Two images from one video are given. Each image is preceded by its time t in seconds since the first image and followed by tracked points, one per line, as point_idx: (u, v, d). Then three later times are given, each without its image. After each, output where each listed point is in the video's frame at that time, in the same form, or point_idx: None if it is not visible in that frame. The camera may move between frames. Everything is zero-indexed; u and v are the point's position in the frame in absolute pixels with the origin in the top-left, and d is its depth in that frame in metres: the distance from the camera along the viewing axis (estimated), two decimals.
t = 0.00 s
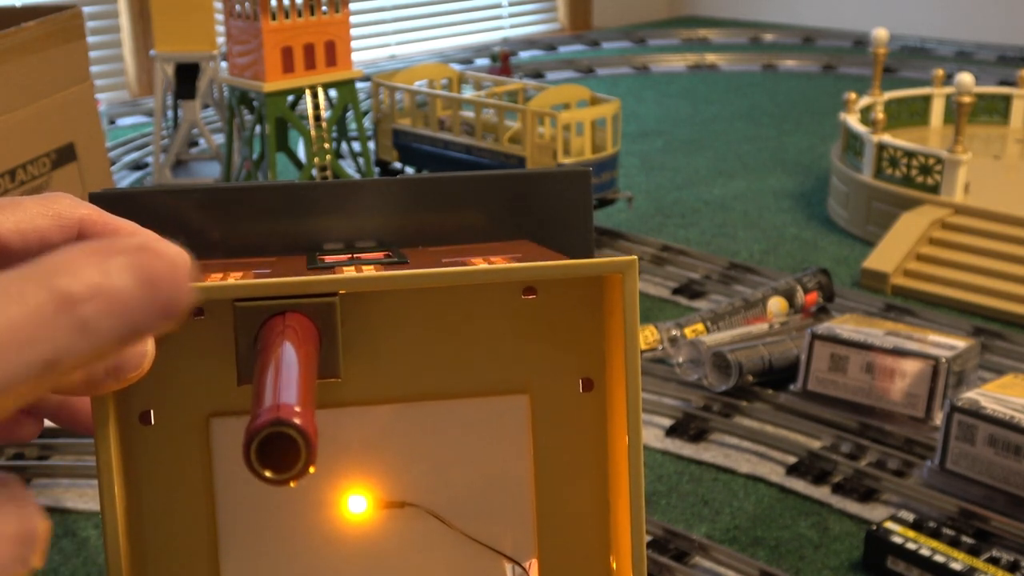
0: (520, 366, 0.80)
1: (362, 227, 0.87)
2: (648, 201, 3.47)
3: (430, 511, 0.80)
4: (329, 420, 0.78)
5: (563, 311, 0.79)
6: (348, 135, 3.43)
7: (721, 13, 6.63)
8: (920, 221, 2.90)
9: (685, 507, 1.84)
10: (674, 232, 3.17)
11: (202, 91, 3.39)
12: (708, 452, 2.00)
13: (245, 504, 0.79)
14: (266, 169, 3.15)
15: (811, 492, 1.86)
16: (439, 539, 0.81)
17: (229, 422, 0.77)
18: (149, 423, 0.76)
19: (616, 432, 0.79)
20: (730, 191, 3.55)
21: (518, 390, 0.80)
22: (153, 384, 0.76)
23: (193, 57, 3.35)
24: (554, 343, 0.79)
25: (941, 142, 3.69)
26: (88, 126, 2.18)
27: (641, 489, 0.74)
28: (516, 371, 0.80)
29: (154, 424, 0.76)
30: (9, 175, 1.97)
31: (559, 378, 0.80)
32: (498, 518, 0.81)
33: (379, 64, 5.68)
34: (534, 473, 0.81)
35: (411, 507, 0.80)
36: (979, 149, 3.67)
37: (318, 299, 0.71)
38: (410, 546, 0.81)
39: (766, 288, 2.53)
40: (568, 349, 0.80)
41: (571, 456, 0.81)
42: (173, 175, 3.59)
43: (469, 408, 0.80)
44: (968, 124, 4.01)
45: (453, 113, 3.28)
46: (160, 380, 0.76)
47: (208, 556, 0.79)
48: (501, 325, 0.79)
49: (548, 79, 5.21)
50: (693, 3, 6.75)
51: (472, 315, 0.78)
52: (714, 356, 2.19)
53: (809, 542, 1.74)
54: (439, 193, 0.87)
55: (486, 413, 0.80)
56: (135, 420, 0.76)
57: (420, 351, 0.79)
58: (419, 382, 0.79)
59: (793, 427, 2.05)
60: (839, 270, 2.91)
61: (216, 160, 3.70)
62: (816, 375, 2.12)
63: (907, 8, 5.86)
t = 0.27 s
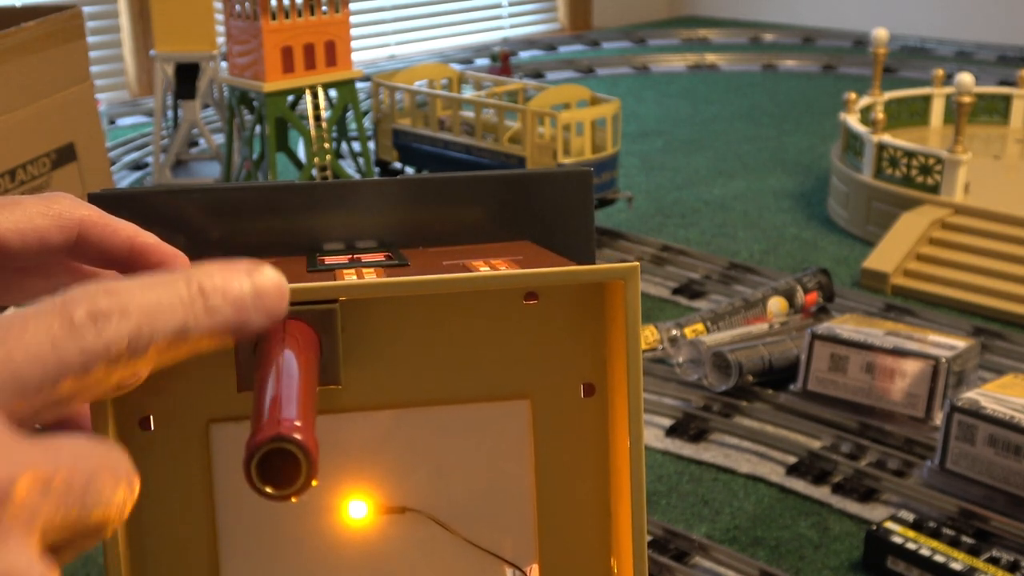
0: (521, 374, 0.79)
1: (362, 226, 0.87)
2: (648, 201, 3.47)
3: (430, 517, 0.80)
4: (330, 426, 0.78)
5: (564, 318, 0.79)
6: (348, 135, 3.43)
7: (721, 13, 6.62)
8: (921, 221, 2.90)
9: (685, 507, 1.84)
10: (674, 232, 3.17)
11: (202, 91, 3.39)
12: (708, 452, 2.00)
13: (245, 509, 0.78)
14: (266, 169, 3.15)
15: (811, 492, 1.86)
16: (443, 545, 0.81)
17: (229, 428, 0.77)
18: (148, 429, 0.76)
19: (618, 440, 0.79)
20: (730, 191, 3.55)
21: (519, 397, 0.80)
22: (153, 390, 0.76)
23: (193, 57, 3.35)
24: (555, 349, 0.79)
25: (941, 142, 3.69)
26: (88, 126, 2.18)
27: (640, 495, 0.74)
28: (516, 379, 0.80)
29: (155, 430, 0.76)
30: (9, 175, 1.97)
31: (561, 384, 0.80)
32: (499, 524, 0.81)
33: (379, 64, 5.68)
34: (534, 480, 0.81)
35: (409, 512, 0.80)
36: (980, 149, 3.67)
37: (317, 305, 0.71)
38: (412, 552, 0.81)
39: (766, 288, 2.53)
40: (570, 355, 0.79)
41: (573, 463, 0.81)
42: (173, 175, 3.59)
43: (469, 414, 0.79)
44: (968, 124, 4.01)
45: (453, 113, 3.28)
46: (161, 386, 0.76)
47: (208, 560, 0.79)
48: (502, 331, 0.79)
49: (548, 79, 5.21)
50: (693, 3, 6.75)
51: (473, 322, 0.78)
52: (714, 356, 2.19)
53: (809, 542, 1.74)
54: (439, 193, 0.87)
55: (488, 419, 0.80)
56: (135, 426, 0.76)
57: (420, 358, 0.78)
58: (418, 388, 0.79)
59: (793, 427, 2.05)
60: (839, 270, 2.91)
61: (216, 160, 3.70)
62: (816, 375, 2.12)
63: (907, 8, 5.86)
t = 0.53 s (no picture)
0: (519, 368, 0.80)
1: (361, 226, 0.87)
2: (648, 201, 3.46)
3: (430, 512, 0.80)
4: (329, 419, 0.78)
5: (564, 310, 0.79)
6: (348, 135, 3.43)
7: (722, 14, 6.62)
8: (921, 221, 2.90)
9: (686, 506, 1.84)
10: (674, 232, 3.17)
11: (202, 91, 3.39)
12: (708, 452, 2.00)
13: (246, 502, 0.78)
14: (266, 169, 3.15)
15: (811, 492, 1.86)
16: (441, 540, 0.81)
17: (230, 423, 0.77)
18: (149, 423, 0.76)
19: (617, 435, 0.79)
20: (731, 191, 3.55)
21: (518, 391, 0.80)
22: (152, 385, 0.76)
23: (193, 57, 3.34)
24: (555, 344, 0.80)
25: (941, 142, 3.69)
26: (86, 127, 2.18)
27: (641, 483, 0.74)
28: (515, 374, 0.80)
29: (156, 424, 0.76)
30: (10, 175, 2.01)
31: (560, 379, 0.80)
32: (498, 518, 0.81)
33: (379, 64, 5.68)
34: (534, 473, 0.81)
35: (408, 506, 0.80)
36: (979, 149, 3.67)
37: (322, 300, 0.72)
38: (413, 548, 0.81)
39: (766, 288, 2.52)
40: (569, 350, 0.80)
41: (571, 459, 0.81)
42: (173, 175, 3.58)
43: (467, 408, 0.80)
44: (968, 124, 4.01)
45: (453, 113, 3.28)
46: (159, 381, 0.76)
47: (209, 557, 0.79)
48: (502, 325, 0.79)
49: (548, 79, 5.21)
50: (693, 3, 6.75)
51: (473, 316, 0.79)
52: (714, 356, 2.19)
53: (809, 542, 1.73)
54: (440, 191, 0.86)
55: (488, 413, 0.80)
56: (134, 420, 0.76)
57: (421, 351, 0.79)
58: (418, 381, 0.79)
59: (794, 427, 2.05)
60: (839, 270, 2.91)
61: (216, 160, 3.69)
62: (816, 375, 2.12)
63: (907, 7, 5.86)
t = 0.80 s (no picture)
0: (508, 313, 0.85)
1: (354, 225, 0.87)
2: (648, 201, 3.46)
3: (424, 451, 0.86)
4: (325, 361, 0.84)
5: (548, 257, 0.84)
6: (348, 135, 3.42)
7: (722, 14, 6.61)
8: (921, 221, 2.90)
9: (685, 507, 1.84)
10: (674, 232, 3.17)
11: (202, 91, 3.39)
12: (708, 452, 2.00)
13: (247, 439, 0.84)
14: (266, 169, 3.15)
15: (811, 492, 1.86)
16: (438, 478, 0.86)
17: (230, 363, 0.83)
18: (155, 362, 0.82)
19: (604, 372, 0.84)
20: (730, 191, 3.55)
21: (507, 336, 0.85)
22: (159, 325, 0.82)
23: (193, 57, 3.34)
24: (541, 289, 0.85)
25: (941, 142, 3.69)
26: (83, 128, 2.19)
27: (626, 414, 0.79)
28: (504, 318, 0.85)
29: (161, 363, 0.82)
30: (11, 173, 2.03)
31: (546, 322, 0.85)
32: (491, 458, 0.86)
33: (379, 64, 5.68)
34: (523, 413, 0.86)
35: (403, 447, 0.86)
36: (980, 149, 3.67)
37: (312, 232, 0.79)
38: (409, 490, 0.86)
39: (766, 288, 2.53)
40: (554, 296, 0.85)
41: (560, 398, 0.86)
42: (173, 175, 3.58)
43: (461, 353, 0.85)
44: (968, 124, 4.01)
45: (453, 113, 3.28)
46: (166, 321, 0.82)
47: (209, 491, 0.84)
48: (490, 272, 0.84)
49: (548, 79, 5.21)
50: (693, 3, 6.74)
51: (464, 263, 0.84)
52: (714, 356, 2.20)
53: (809, 542, 1.74)
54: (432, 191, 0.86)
55: (481, 355, 0.85)
56: (141, 358, 0.82)
57: (415, 297, 0.84)
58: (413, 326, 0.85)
59: (794, 427, 2.05)
60: (839, 270, 2.91)
61: (216, 160, 3.69)
62: (816, 375, 2.12)
63: (907, 8, 5.86)
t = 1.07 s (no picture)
0: (498, 284, 0.85)
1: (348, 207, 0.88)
2: (648, 201, 3.46)
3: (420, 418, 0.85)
4: (317, 329, 0.84)
5: (541, 225, 0.85)
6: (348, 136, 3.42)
7: (722, 14, 6.61)
8: (921, 221, 2.90)
9: (686, 506, 1.84)
10: (674, 232, 3.17)
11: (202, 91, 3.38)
12: (708, 452, 2.00)
13: (238, 406, 0.83)
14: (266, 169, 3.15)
15: (811, 492, 1.86)
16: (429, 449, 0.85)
17: (232, 329, 0.83)
18: (160, 329, 0.83)
19: (595, 343, 0.84)
20: (730, 191, 3.55)
21: (499, 305, 0.85)
22: (165, 292, 0.83)
23: (192, 57, 3.34)
24: (535, 259, 0.85)
25: (941, 142, 3.69)
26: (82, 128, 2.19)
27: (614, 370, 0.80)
28: (500, 286, 0.85)
29: (166, 328, 0.82)
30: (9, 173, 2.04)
31: (538, 293, 0.85)
32: (484, 426, 0.85)
33: (379, 64, 5.68)
34: (517, 382, 0.85)
35: (400, 413, 0.84)
36: (980, 149, 3.67)
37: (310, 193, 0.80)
38: (409, 460, 0.85)
39: (767, 288, 2.53)
40: (548, 265, 0.85)
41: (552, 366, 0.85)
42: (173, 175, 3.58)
43: (457, 322, 0.85)
44: (968, 124, 4.01)
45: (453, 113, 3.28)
46: (171, 288, 0.82)
47: (208, 460, 0.83)
48: (483, 243, 0.84)
49: (548, 79, 5.21)
50: (693, 3, 6.73)
51: (457, 231, 0.84)
52: (714, 356, 2.20)
53: (809, 542, 1.74)
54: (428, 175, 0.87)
55: (476, 325, 0.85)
56: (147, 326, 0.82)
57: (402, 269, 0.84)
58: (401, 297, 0.84)
59: (794, 427, 2.05)
60: (839, 270, 2.91)
61: (216, 160, 3.69)
62: (816, 375, 2.12)
63: (907, 8, 5.86)
